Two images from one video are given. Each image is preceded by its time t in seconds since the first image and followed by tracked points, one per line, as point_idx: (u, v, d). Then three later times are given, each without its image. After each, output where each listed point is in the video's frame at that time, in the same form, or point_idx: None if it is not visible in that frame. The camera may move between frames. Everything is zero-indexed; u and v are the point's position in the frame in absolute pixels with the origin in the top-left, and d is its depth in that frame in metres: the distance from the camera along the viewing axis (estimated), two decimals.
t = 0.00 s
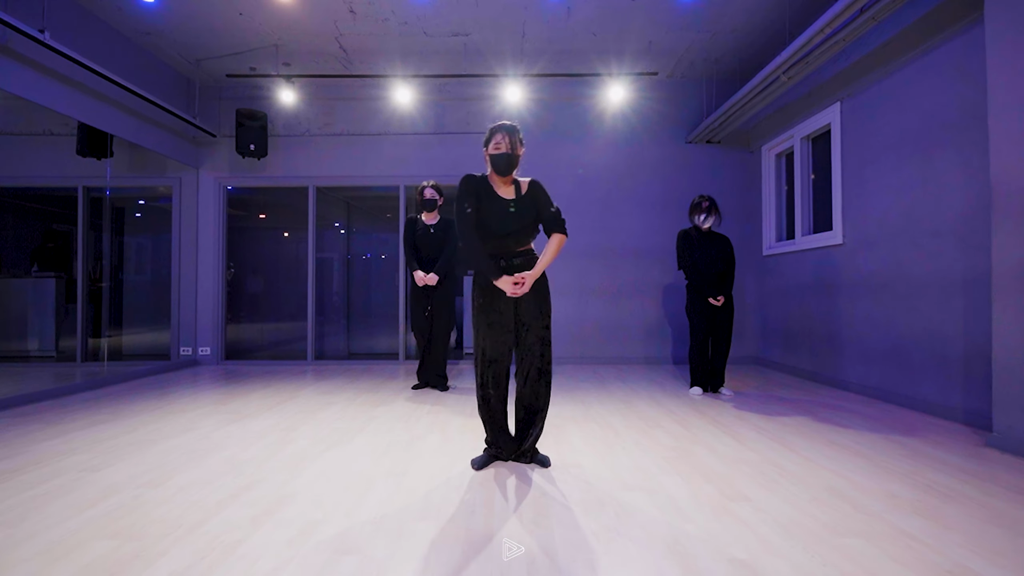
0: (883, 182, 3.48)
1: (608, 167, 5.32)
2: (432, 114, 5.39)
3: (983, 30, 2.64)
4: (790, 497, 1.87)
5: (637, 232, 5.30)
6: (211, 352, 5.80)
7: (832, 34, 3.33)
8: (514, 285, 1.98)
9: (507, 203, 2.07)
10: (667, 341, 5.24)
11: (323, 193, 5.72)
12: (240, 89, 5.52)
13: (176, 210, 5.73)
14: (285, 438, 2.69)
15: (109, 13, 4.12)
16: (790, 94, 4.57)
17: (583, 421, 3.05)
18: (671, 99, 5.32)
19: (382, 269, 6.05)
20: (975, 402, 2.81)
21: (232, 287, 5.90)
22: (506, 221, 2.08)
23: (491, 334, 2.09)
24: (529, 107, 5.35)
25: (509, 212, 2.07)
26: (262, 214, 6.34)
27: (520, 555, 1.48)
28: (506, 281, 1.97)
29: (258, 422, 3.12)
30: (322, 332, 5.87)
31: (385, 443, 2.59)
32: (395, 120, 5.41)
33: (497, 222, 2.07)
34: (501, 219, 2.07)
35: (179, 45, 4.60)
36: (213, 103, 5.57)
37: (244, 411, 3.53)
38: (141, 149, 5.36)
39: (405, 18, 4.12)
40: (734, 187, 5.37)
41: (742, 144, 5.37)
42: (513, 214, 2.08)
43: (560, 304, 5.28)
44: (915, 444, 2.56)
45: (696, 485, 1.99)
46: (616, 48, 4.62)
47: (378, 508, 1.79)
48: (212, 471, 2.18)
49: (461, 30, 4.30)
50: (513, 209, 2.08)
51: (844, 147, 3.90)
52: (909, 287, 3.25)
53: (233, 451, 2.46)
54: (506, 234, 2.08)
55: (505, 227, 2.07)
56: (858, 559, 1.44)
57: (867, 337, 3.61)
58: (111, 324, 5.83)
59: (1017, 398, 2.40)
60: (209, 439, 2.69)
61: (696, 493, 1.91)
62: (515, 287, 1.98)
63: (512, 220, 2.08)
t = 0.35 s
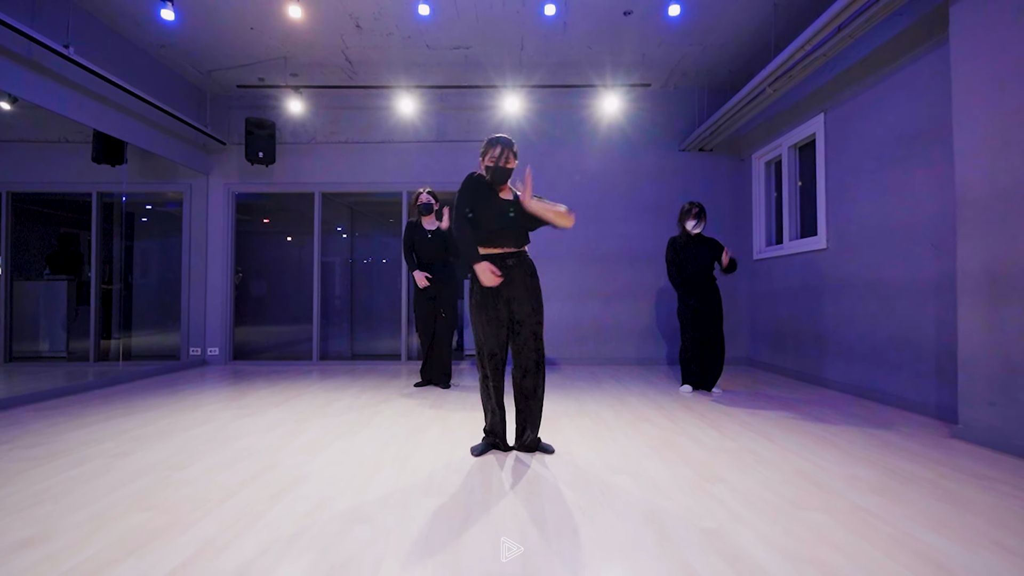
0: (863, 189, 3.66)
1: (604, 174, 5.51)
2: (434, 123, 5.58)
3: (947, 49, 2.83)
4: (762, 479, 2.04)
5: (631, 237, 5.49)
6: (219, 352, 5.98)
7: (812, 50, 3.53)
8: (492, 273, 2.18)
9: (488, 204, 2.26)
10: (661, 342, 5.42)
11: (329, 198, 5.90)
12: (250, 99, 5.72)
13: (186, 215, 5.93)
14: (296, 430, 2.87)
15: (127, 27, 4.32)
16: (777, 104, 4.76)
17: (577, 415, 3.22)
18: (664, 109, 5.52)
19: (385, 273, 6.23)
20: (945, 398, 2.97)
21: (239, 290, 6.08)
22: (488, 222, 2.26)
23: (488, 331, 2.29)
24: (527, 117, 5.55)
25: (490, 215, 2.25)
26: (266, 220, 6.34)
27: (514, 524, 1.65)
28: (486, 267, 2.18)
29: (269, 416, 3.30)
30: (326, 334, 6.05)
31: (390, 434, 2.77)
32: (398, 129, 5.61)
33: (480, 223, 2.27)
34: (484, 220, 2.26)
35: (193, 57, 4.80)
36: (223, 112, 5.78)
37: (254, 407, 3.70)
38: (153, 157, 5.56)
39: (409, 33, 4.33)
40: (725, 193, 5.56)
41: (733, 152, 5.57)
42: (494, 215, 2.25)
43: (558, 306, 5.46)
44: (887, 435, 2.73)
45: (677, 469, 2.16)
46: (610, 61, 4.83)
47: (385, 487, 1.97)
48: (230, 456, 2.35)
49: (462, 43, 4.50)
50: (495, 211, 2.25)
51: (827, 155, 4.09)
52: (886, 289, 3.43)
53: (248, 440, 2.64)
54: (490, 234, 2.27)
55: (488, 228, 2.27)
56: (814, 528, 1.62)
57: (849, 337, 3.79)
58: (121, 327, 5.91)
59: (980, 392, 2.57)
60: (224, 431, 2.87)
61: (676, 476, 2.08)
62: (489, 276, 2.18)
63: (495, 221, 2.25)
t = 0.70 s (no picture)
0: (843, 192, 3.85)
1: (599, 176, 5.71)
2: (435, 127, 5.78)
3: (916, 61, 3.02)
4: (733, 460, 2.24)
5: (625, 237, 5.68)
6: (228, 348, 6.21)
7: (793, 60, 3.72)
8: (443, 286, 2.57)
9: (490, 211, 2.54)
10: (654, 338, 5.62)
11: (333, 201, 6.10)
12: (256, 104, 5.92)
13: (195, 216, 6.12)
14: (306, 419, 3.07)
15: (141, 38, 4.52)
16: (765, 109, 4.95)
17: (569, 406, 3.42)
18: (657, 113, 5.71)
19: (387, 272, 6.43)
20: (915, 389, 3.16)
21: (247, 289, 6.30)
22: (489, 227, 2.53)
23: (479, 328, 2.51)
24: (525, 121, 5.75)
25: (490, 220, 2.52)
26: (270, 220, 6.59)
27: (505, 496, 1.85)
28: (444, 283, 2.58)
29: (280, 407, 3.50)
30: (331, 332, 6.26)
31: (394, 423, 2.97)
32: (400, 133, 5.81)
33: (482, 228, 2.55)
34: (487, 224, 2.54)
35: (203, 65, 4.99)
36: (231, 117, 5.97)
37: (265, 399, 3.91)
38: (164, 160, 5.77)
39: (410, 42, 4.52)
40: (715, 195, 5.75)
41: (724, 154, 5.75)
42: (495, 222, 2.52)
43: (554, 304, 5.67)
44: (857, 423, 2.93)
45: (658, 452, 2.35)
46: (604, 68, 5.02)
47: (391, 466, 2.17)
48: (248, 441, 2.56)
49: (462, 52, 4.69)
50: (496, 217, 2.52)
51: (811, 159, 4.27)
52: (863, 287, 3.62)
53: (263, 428, 2.84)
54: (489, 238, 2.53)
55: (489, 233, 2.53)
56: (773, 499, 1.81)
57: (830, 332, 3.98)
58: (133, 326, 6.11)
59: (944, 382, 2.75)
60: (238, 420, 3.08)
61: (656, 457, 2.27)
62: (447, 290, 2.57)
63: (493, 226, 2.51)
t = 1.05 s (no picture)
0: (824, 194, 4.03)
1: (593, 178, 5.90)
2: (435, 131, 5.97)
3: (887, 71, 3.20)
4: (709, 443, 2.43)
5: (619, 237, 5.87)
6: (235, 345, 6.43)
7: (775, 68, 3.90)
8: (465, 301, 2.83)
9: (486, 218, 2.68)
10: (647, 335, 5.80)
11: (337, 202, 6.30)
12: (262, 109, 6.12)
13: (203, 217, 6.32)
14: (314, 409, 3.28)
15: (153, 47, 4.72)
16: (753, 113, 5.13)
17: (562, 397, 3.61)
18: (650, 117, 5.89)
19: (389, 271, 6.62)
20: (888, 380, 3.34)
21: (253, 287, 6.51)
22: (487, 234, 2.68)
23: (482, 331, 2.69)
24: (523, 125, 5.93)
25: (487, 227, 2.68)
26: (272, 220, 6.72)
27: (496, 473, 2.04)
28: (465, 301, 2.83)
29: (288, 399, 3.70)
30: (335, 329, 6.46)
31: (395, 412, 3.16)
32: (402, 137, 6.00)
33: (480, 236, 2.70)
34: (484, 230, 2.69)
35: (212, 73, 5.19)
36: (238, 121, 6.17)
37: (273, 392, 4.12)
38: (173, 163, 5.98)
39: (411, 51, 4.71)
40: (707, 195, 5.92)
41: (715, 156, 5.93)
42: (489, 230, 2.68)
43: (551, 302, 5.86)
44: (831, 412, 3.12)
45: (640, 437, 2.54)
46: (598, 74, 5.21)
47: (394, 449, 2.36)
48: (261, 428, 2.76)
49: (461, 59, 4.88)
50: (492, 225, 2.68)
51: (796, 162, 4.45)
52: (842, 284, 3.81)
53: (274, 416, 3.05)
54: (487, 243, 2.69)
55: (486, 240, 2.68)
56: (739, 476, 2.00)
57: (813, 328, 4.16)
58: (142, 322, 6.31)
59: (912, 373, 2.93)
60: (250, 409, 3.28)
61: (638, 441, 2.46)
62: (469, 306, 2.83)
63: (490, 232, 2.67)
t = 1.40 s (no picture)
0: (814, 197, 4.17)
1: (592, 180, 6.05)
2: (437, 134, 6.11)
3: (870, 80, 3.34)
4: (695, 433, 2.58)
5: (616, 237, 6.02)
6: (242, 342, 6.62)
7: (765, 75, 4.04)
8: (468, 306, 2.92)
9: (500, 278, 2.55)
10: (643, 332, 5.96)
11: (341, 202, 6.48)
12: (268, 112, 6.27)
13: (211, 217, 6.50)
14: (322, 402, 3.44)
15: (165, 54, 4.88)
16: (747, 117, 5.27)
17: (559, 392, 3.76)
18: (647, 120, 6.03)
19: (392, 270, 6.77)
20: (872, 376, 3.48)
21: (260, 287, 6.68)
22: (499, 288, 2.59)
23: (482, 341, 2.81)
24: (522, 128, 6.08)
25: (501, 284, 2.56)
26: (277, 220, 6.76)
27: (494, 458, 2.20)
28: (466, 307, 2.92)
29: (296, 393, 3.86)
30: (339, 327, 6.63)
31: (399, 405, 3.32)
32: (405, 140, 6.15)
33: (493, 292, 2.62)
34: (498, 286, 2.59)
35: (221, 78, 5.34)
36: (244, 124, 6.33)
37: (282, 386, 4.29)
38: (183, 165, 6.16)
39: (414, 57, 4.86)
40: (703, 197, 6.06)
41: (711, 158, 6.07)
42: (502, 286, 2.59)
43: (550, 301, 6.01)
44: (815, 406, 3.27)
45: (631, 427, 2.69)
46: (596, 79, 5.35)
47: (399, 437, 2.52)
48: (273, 419, 2.92)
49: (462, 64, 5.02)
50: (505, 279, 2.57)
51: (787, 165, 4.59)
52: (830, 284, 3.95)
53: (284, 409, 3.21)
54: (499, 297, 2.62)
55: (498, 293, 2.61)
56: (720, 462, 2.15)
57: (803, 326, 4.30)
58: (152, 321, 6.51)
59: (892, 369, 3.08)
60: (261, 402, 3.45)
61: (629, 432, 2.61)
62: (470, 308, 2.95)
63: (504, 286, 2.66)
